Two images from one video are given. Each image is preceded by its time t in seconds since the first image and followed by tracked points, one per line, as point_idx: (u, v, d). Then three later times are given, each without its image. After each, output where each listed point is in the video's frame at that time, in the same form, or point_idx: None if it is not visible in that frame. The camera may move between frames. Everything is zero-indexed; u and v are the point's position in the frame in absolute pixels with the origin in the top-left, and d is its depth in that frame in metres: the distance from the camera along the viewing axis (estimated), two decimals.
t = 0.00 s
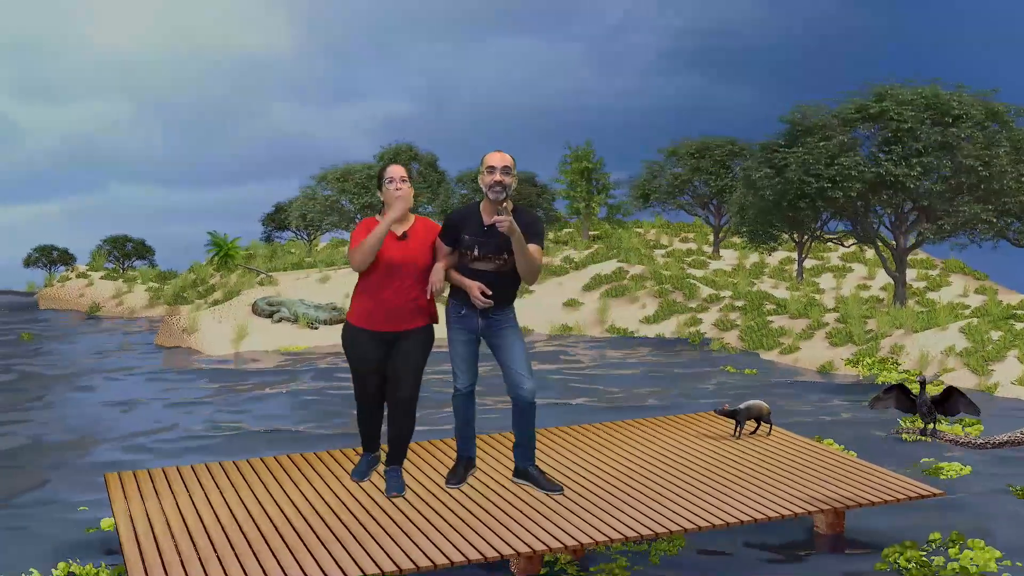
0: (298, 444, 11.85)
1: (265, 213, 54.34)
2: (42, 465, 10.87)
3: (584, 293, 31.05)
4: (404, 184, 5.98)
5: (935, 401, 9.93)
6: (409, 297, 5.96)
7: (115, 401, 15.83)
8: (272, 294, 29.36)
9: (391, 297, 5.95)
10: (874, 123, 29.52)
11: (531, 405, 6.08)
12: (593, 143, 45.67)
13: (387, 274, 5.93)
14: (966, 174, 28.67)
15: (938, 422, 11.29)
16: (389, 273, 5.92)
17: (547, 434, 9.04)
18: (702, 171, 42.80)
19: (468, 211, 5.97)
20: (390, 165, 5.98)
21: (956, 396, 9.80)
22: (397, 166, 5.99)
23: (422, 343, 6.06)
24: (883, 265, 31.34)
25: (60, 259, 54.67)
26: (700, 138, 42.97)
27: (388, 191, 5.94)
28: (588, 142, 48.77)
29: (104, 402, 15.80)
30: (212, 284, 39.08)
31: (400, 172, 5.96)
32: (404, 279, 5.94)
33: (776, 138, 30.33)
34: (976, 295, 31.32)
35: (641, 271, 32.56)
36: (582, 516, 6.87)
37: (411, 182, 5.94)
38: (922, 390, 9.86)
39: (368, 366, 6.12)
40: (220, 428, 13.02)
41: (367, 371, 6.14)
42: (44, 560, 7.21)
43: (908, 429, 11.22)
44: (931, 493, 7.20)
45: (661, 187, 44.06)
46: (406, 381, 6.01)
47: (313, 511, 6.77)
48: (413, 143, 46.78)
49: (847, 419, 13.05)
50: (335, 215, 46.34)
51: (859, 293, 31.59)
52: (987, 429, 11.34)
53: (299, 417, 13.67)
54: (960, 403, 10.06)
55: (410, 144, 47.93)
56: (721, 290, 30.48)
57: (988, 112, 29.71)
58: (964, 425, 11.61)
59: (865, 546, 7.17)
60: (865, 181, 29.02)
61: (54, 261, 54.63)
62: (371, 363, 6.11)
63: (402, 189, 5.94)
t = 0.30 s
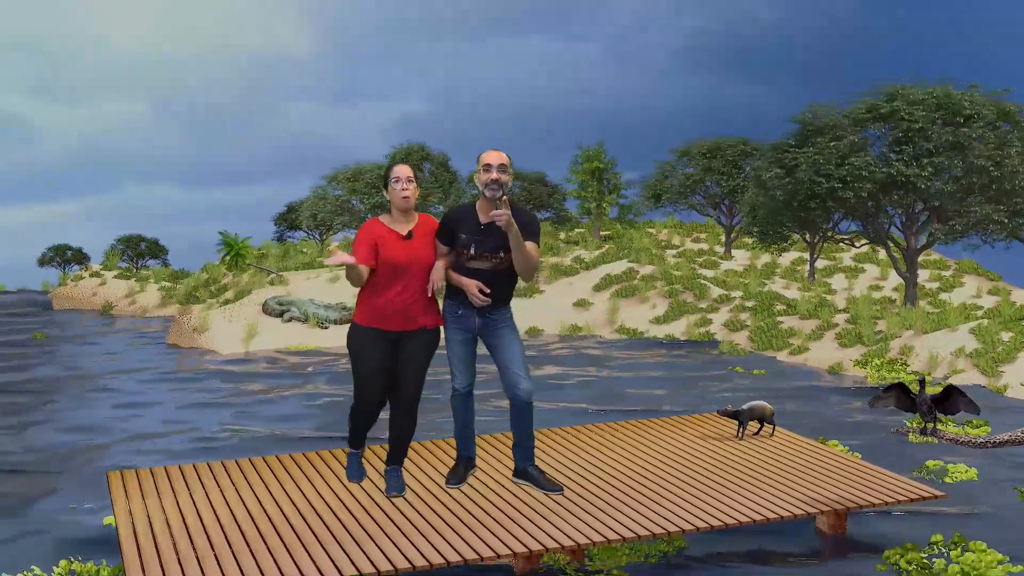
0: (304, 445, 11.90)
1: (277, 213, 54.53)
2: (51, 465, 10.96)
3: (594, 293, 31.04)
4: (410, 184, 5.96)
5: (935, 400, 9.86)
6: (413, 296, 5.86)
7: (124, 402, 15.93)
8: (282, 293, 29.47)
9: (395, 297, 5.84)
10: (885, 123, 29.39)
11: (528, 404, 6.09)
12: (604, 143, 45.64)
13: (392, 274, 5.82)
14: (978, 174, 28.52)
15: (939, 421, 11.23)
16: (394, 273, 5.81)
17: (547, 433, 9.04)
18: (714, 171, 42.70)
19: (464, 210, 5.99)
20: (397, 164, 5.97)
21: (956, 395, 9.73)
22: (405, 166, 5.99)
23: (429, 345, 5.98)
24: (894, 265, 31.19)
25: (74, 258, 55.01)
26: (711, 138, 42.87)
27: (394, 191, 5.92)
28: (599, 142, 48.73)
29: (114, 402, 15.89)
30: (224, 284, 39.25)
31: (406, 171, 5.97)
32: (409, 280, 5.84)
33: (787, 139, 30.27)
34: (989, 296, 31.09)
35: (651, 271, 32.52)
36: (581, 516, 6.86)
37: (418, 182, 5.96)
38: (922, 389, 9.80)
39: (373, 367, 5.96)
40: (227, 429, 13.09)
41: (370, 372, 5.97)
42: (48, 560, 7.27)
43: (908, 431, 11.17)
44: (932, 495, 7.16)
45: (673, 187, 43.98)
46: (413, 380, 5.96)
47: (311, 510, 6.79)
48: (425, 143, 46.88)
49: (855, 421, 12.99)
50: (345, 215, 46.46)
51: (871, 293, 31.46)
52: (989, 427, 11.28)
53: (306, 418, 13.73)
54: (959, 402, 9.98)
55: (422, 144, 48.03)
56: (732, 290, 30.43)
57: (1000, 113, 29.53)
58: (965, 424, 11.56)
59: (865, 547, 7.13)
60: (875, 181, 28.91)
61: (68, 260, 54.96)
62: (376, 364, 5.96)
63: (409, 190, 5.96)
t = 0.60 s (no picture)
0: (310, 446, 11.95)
1: (290, 213, 54.68)
2: (59, 465, 11.06)
3: (604, 293, 30.99)
4: (414, 184, 5.94)
5: (935, 401, 9.78)
6: (414, 296, 5.88)
7: (134, 402, 16.02)
8: (293, 293, 29.55)
9: (395, 297, 5.86)
10: (896, 122, 29.19)
11: (526, 401, 6.11)
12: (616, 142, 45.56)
13: (391, 275, 5.85)
14: (989, 173, 28.40)
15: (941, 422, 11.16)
16: (391, 274, 5.84)
17: (548, 434, 9.04)
18: (727, 172, 42.55)
19: (459, 210, 6.02)
20: (398, 163, 5.97)
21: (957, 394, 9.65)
22: (411, 166, 5.96)
23: (431, 345, 5.99)
24: (906, 266, 30.98)
25: (88, 257, 55.32)
26: (724, 138, 42.74)
27: (398, 190, 5.92)
28: (610, 142, 48.65)
29: (123, 403, 15.98)
30: (236, 284, 39.39)
31: (413, 171, 5.94)
32: (408, 280, 5.86)
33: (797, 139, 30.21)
34: (1002, 297, 30.82)
35: (662, 271, 32.44)
36: (579, 515, 6.87)
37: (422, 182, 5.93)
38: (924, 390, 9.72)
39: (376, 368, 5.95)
40: (234, 431, 13.16)
41: (372, 373, 5.97)
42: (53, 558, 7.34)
43: (908, 434, 11.09)
44: (934, 496, 7.13)
45: (684, 188, 43.85)
46: (417, 377, 6.02)
47: (309, 509, 6.81)
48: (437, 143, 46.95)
49: (863, 423, 12.90)
50: (357, 215, 46.55)
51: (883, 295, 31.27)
52: (991, 427, 11.20)
53: (313, 419, 13.80)
54: (961, 403, 9.91)
55: (434, 144, 48.10)
56: (743, 291, 30.31)
57: (1013, 113, 29.28)
58: (967, 425, 11.47)
59: (867, 547, 7.09)
60: (886, 181, 28.89)
61: (82, 259, 55.26)
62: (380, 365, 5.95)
63: (414, 189, 5.94)
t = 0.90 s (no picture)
0: (318, 446, 12.02)
1: (304, 212, 54.86)
2: (70, 464, 11.19)
3: (617, 293, 30.91)
4: (404, 184, 5.96)
5: (939, 405, 9.71)
6: (407, 296, 5.94)
7: (145, 403, 16.14)
8: (306, 292, 29.65)
9: (388, 296, 5.90)
10: (910, 122, 28.96)
11: (515, 403, 6.23)
12: (630, 142, 45.49)
13: (383, 275, 5.89)
14: (1004, 173, 28.24)
15: (948, 425, 11.06)
16: (384, 273, 5.88)
17: (547, 433, 9.04)
18: (741, 172, 42.40)
19: (442, 212, 6.02)
20: (382, 166, 5.96)
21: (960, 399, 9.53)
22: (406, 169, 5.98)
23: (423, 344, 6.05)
24: (919, 267, 30.76)
25: (105, 256, 55.68)
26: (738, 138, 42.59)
27: (394, 189, 5.91)
28: (624, 143, 48.57)
29: (134, 403, 16.09)
30: (250, 283, 39.56)
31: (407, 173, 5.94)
32: (399, 280, 5.91)
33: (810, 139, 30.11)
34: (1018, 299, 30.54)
35: (675, 271, 32.35)
36: (578, 516, 6.87)
37: (413, 184, 5.93)
38: (927, 394, 9.65)
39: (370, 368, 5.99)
40: (243, 431, 13.25)
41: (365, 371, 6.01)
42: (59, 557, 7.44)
43: (909, 440, 10.97)
44: (936, 499, 7.07)
45: (699, 188, 43.72)
46: (409, 377, 6.07)
47: (309, 508, 6.83)
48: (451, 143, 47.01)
49: (872, 427, 12.82)
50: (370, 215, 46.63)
51: (897, 296, 31.08)
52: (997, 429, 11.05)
53: (321, 420, 13.88)
54: (966, 408, 9.81)
55: (448, 144, 48.19)
56: (756, 291, 30.18)
57: None
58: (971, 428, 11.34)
59: (868, 551, 7.06)
60: (900, 181, 28.70)
61: (100, 258, 55.62)
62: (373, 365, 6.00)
63: (405, 189, 5.97)
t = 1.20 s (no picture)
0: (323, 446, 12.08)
1: (318, 213, 55.00)
2: (78, 465, 11.29)
3: (628, 293, 30.84)
4: (389, 183, 6.11)
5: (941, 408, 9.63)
6: (388, 294, 6.09)
7: (155, 403, 16.25)
8: (317, 292, 29.73)
9: (368, 294, 6.09)
10: (921, 122, 28.83)
11: (515, 400, 6.23)
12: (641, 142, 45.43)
13: (364, 273, 6.06)
14: (1017, 173, 28.06)
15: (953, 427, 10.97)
16: (365, 271, 6.06)
17: (546, 434, 9.01)
18: (754, 172, 42.29)
19: (433, 209, 6.09)
20: (367, 167, 6.10)
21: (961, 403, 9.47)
22: (386, 166, 6.14)
23: (407, 341, 6.18)
24: (931, 267, 30.58)
25: (120, 255, 55.98)
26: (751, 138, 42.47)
27: (378, 188, 6.06)
28: (637, 143, 48.52)
29: (144, 403, 16.19)
30: (263, 282, 39.70)
31: (387, 170, 6.11)
32: (381, 278, 6.07)
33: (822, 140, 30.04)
34: None
35: (687, 272, 32.22)
36: (576, 515, 6.86)
37: (394, 181, 6.11)
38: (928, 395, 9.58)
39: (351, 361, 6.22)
40: (250, 432, 13.34)
41: (348, 363, 6.25)
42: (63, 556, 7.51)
43: (911, 441, 10.91)
44: (936, 501, 7.04)
45: (711, 188, 43.62)
46: (396, 375, 6.21)
47: (307, 507, 6.85)
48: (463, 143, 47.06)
49: (879, 428, 12.78)
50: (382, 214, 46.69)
51: (909, 297, 30.91)
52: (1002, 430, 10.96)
53: (328, 421, 13.95)
54: (968, 411, 9.72)
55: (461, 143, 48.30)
56: (767, 292, 30.06)
57: None
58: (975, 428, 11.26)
59: (868, 555, 7.04)
60: (912, 181, 28.54)
61: (114, 257, 55.92)
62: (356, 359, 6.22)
63: (390, 188, 6.12)
